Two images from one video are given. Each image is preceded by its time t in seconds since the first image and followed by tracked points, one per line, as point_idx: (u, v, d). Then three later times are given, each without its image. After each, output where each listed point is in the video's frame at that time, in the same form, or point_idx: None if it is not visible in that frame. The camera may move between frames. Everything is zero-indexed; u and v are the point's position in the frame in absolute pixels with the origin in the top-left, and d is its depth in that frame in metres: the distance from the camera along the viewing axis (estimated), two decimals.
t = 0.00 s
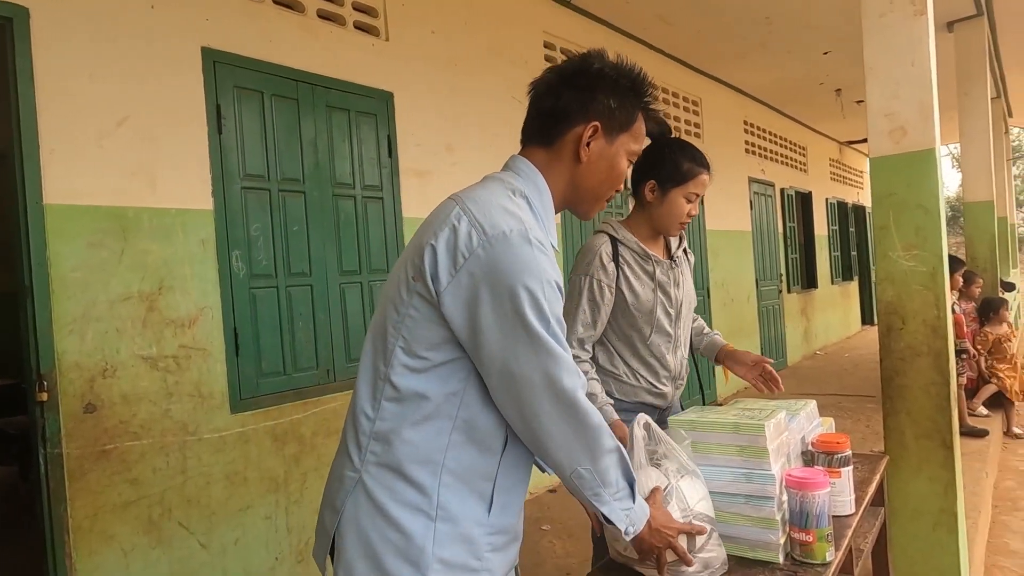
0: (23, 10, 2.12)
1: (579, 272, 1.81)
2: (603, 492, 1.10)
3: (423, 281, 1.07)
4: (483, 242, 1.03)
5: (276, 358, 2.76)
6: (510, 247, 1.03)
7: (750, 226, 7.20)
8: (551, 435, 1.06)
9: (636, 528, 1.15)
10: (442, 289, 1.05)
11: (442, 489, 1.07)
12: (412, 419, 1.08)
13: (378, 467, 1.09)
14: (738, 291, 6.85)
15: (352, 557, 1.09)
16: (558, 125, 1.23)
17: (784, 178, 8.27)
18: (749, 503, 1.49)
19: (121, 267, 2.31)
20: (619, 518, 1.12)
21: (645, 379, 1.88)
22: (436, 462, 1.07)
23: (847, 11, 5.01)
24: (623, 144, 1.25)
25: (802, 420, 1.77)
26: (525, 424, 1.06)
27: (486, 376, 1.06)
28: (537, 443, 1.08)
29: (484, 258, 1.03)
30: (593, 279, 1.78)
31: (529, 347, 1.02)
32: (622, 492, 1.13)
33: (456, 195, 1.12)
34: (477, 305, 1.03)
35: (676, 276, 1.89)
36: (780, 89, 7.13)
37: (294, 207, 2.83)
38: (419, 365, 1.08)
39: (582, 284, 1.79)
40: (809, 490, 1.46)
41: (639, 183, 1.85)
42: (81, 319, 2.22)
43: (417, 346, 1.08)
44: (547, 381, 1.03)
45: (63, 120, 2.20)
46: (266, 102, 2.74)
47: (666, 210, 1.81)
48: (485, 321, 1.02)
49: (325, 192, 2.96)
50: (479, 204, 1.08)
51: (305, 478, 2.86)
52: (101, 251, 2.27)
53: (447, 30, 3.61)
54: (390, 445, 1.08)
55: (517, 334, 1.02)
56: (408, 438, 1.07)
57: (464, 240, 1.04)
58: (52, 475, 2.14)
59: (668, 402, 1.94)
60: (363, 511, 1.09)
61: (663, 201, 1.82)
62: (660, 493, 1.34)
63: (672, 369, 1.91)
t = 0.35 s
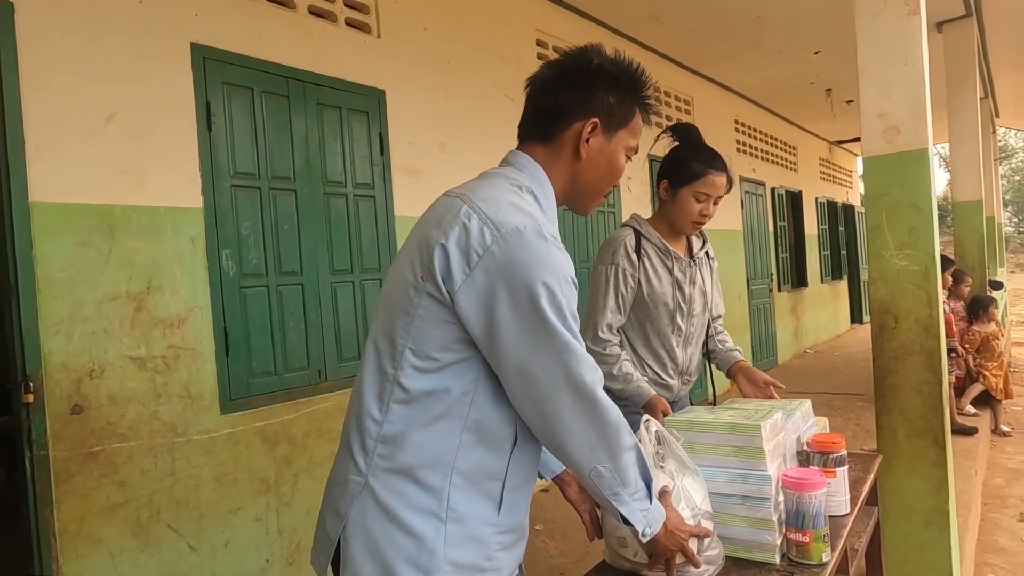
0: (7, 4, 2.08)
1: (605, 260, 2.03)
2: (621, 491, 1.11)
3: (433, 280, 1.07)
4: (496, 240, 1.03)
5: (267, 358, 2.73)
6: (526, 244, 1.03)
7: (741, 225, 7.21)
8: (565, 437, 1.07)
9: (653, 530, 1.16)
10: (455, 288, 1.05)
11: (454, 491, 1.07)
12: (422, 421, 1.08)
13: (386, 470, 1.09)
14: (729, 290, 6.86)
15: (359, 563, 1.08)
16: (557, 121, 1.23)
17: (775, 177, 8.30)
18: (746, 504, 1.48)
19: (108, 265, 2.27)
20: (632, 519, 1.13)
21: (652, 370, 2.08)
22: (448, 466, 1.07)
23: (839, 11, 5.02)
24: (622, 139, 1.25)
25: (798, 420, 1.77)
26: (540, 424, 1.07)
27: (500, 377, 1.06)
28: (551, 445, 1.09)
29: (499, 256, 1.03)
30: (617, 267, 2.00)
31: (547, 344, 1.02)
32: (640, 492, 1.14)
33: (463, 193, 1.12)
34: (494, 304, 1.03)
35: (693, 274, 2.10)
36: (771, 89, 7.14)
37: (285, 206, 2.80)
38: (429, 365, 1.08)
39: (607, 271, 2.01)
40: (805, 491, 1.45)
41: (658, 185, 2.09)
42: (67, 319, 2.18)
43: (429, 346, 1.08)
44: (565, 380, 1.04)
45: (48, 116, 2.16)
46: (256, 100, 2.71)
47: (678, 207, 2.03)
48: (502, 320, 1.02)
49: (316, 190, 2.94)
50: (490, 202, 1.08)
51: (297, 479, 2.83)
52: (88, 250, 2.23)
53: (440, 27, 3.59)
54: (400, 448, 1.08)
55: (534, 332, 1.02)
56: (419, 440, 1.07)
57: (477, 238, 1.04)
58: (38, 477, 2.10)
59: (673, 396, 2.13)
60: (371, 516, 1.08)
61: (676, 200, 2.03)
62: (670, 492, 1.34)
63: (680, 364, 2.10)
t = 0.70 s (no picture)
0: None
1: (599, 253, 2.08)
2: (577, 484, 1.10)
3: (426, 262, 1.09)
4: (480, 212, 1.05)
5: (253, 355, 2.70)
6: (509, 214, 1.04)
7: (729, 223, 7.23)
8: (530, 410, 1.06)
9: (607, 525, 1.15)
10: (446, 265, 1.06)
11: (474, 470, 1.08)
12: (432, 402, 1.09)
13: (407, 455, 1.10)
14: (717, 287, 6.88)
15: (392, 549, 1.09)
16: (532, 100, 1.21)
17: (763, 175, 8.33)
18: (737, 501, 1.47)
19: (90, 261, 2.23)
20: (591, 520, 1.13)
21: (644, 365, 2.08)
22: (466, 445, 1.08)
23: (827, 9, 5.03)
24: (596, 118, 1.24)
25: (788, 416, 1.76)
26: (510, 394, 1.06)
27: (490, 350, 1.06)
28: (512, 420, 1.08)
29: (484, 227, 1.04)
30: (608, 260, 2.04)
31: (532, 310, 1.02)
32: (598, 487, 1.13)
33: (450, 175, 1.14)
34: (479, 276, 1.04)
35: (686, 268, 2.07)
36: (759, 87, 7.16)
37: (271, 201, 2.76)
38: (430, 346, 1.09)
39: (600, 263, 2.05)
40: (796, 488, 1.44)
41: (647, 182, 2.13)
42: (48, 316, 2.13)
43: (428, 326, 1.09)
44: (536, 347, 1.03)
45: (27, 109, 2.11)
46: (242, 93, 2.67)
47: (658, 199, 2.05)
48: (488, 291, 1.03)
49: (303, 186, 2.90)
50: (475, 180, 1.09)
51: (283, 478, 2.80)
52: (69, 245, 2.19)
53: (428, 21, 3.56)
54: (416, 431, 1.09)
55: (519, 299, 1.02)
56: (434, 422, 1.08)
57: (462, 213, 1.06)
58: (19, 477, 2.06)
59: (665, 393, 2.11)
60: (398, 501, 1.09)
61: (656, 192, 2.06)
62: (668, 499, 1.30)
63: (672, 360, 2.08)
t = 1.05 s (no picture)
0: None
1: (590, 259, 2.08)
2: (565, 472, 1.11)
3: (426, 263, 1.11)
4: (471, 206, 1.07)
5: (247, 353, 2.69)
6: (501, 205, 1.06)
7: (719, 221, 7.28)
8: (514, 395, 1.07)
9: (602, 513, 1.15)
10: (443, 263, 1.09)
11: (500, 451, 1.11)
12: (450, 395, 1.11)
13: (438, 446, 1.13)
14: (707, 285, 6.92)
15: (437, 535, 1.12)
16: (523, 95, 1.23)
17: (752, 173, 8.38)
18: (734, 496, 1.49)
19: (84, 260, 2.22)
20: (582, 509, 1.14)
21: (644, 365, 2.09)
22: (490, 428, 1.11)
23: (817, 9, 5.07)
24: (587, 113, 1.25)
25: (782, 413, 1.79)
26: (501, 383, 1.07)
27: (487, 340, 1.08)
28: (499, 407, 1.10)
29: (477, 220, 1.06)
30: (601, 265, 2.04)
31: (519, 296, 1.04)
32: (588, 476, 1.14)
33: (441, 177, 1.16)
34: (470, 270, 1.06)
35: (679, 267, 2.10)
36: (749, 86, 7.20)
37: (264, 199, 2.75)
38: (438, 342, 1.12)
39: (593, 269, 2.05)
40: (793, 483, 1.47)
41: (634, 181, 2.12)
42: (42, 315, 2.12)
43: (433, 324, 1.12)
44: (530, 332, 1.04)
45: (19, 106, 2.09)
46: (236, 91, 2.66)
47: (650, 200, 2.05)
48: (481, 283, 1.05)
49: (297, 184, 2.89)
50: (464, 177, 1.12)
51: (278, 477, 2.79)
52: (63, 243, 2.17)
53: (422, 19, 3.55)
54: (442, 422, 1.12)
55: (510, 287, 1.04)
56: (458, 410, 1.11)
57: (454, 212, 1.09)
58: (14, 477, 2.05)
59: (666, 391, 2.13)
60: (436, 490, 1.12)
61: (648, 193, 2.05)
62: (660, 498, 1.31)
63: (672, 358, 2.10)
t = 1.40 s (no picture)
0: None
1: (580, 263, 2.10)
2: (572, 469, 1.15)
3: (455, 271, 1.16)
4: (499, 217, 1.12)
5: (239, 352, 2.72)
6: (528, 217, 1.11)
7: (704, 221, 7.38)
8: (530, 400, 1.11)
9: (610, 501, 1.21)
10: (472, 272, 1.14)
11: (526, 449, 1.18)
12: (479, 396, 1.18)
13: (469, 445, 1.19)
14: (692, 284, 7.02)
15: (470, 528, 1.18)
16: (548, 101, 1.28)
17: (736, 174, 8.49)
18: (715, 488, 1.56)
19: (77, 260, 2.24)
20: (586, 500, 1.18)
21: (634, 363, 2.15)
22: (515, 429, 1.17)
23: (798, 13, 5.16)
24: (610, 120, 1.31)
25: (761, 408, 1.85)
26: (518, 389, 1.11)
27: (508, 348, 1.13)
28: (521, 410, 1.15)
29: (504, 231, 1.11)
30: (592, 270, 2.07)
31: (538, 306, 1.09)
32: (593, 468, 1.18)
33: (467, 186, 1.21)
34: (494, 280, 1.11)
35: (665, 267, 2.18)
36: (732, 87, 7.30)
37: (255, 200, 2.79)
38: (467, 347, 1.17)
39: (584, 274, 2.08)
40: (771, 475, 1.54)
41: (627, 184, 2.13)
42: (35, 314, 2.15)
43: (461, 330, 1.17)
44: (554, 340, 1.09)
45: (12, 107, 2.11)
46: (227, 93, 2.69)
47: (651, 209, 2.09)
48: (504, 294, 1.10)
49: (287, 185, 2.93)
50: (491, 188, 1.16)
51: (269, 474, 2.83)
52: (57, 243, 2.19)
53: (410, 21, 3.59)
54: (472, 422, 1.19)
55: (531, 297, 1.09)
56: (488, 411, 1.17)
57: (483, 221, 1.14)
58: (9, 475, 2.08)
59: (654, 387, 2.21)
60: (469, 486, 1.19)
61: (649, 203, 2.09)
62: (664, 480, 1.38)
63: (660, 356, 2.18)
